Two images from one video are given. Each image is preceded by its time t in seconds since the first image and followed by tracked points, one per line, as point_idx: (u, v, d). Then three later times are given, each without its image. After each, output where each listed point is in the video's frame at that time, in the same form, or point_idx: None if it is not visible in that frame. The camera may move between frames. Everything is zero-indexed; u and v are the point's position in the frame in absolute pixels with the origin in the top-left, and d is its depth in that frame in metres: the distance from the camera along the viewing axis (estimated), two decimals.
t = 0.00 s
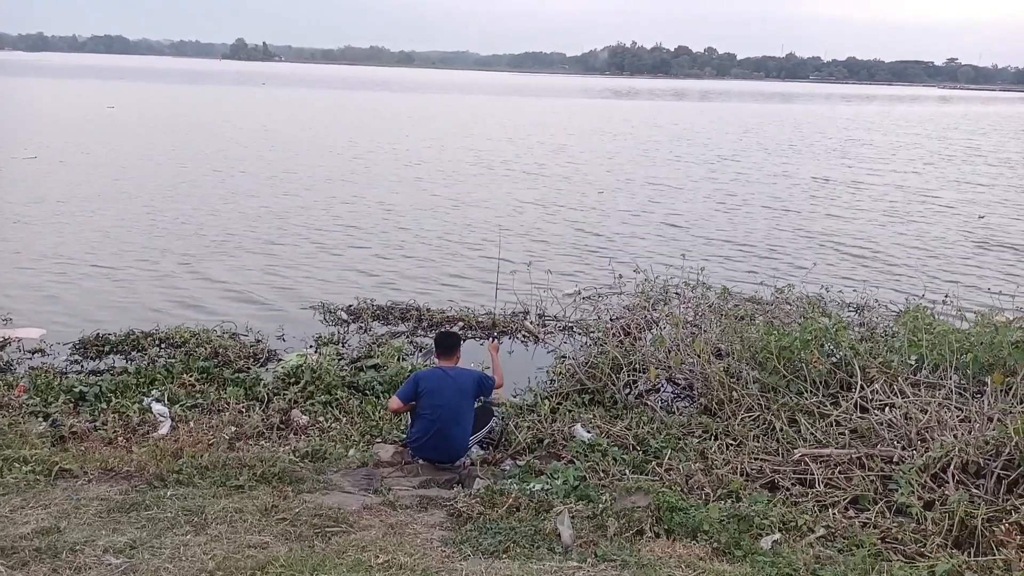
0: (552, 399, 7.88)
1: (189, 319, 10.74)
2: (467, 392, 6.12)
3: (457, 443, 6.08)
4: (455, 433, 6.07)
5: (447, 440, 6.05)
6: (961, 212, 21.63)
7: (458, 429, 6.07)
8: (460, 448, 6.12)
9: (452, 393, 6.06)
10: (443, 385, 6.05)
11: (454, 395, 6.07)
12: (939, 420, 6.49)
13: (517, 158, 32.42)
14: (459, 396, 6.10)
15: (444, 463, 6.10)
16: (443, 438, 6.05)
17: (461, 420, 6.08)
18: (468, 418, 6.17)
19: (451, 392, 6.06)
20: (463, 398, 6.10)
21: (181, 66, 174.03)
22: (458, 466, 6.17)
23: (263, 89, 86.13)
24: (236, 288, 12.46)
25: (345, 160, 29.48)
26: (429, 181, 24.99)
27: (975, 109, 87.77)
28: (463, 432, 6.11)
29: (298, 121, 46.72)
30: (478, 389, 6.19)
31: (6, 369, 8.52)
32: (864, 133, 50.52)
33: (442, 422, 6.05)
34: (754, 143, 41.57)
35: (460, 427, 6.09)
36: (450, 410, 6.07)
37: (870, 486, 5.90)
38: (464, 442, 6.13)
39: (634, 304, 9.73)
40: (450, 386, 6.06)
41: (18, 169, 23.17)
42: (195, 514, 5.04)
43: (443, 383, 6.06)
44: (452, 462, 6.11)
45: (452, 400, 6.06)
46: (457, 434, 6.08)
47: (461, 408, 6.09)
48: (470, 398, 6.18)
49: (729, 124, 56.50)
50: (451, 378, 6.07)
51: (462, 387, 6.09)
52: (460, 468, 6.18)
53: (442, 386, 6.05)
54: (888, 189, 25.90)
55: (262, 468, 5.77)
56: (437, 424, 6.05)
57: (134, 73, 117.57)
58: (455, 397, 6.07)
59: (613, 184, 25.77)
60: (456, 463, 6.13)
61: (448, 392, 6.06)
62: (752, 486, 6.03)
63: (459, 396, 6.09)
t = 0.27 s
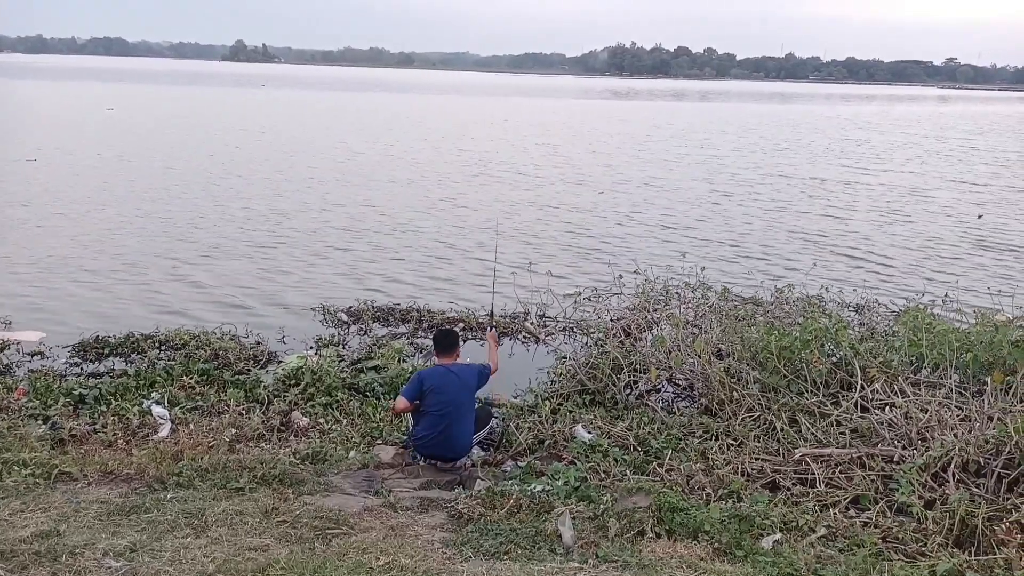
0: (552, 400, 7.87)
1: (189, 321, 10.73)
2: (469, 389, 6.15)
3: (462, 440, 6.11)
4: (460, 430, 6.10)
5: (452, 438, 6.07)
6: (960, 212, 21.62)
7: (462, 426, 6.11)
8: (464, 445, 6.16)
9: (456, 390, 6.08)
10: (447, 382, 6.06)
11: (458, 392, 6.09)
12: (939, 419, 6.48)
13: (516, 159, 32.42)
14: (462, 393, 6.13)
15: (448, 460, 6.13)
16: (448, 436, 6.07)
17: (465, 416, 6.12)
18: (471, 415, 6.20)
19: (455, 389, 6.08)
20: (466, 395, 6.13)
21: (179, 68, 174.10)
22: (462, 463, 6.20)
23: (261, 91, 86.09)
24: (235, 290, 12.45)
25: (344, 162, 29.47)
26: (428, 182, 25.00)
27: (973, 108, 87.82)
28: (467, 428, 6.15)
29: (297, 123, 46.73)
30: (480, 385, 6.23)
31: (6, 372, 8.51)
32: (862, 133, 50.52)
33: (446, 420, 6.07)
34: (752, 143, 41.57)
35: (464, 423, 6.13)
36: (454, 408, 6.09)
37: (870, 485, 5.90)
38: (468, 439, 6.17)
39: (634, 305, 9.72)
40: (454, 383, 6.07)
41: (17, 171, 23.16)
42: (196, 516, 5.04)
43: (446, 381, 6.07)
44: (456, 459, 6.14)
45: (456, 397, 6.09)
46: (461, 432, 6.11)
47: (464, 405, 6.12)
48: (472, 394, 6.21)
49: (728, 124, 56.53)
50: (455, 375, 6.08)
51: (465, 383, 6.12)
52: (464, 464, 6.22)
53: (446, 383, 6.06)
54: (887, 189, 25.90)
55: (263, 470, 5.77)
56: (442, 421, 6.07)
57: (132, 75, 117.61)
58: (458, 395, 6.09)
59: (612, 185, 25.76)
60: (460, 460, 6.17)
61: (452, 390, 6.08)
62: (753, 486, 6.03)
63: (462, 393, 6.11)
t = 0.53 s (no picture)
0: (554, 401, 7.86)
1: (191, 326, 10.73)
2: (472, 389, 6.16)
3: (466, 440, 6.11)
4: (464, 431, 6.10)
5: (456, 438, 6.07)
6: (963, 209, 21.59)
7: (466, 426, 6.11)
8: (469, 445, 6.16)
9: (459, 391, 6.08)
10: (449, 383, 6.06)
11: (460, 393, 6.09)
12: (944, 417, 6.46)
13: (517, 161, 32.44)
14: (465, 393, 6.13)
15: (453, 461, 6.13)
16: (452, 437, 6.06)
17: (469, 416, 6.13)
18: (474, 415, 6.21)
19: (458, 390, 6.08)
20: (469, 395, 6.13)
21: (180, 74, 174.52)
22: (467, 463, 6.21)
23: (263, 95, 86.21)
24: (237, 295, 12.46)
25: (346, 165, 29.50)
26: (429, 185, 25.02)
27: (974, 105, 87.74)
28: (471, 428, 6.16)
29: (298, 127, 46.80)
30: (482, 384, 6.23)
31: (9, 379, 8.51)
32: (863, 131, 50.46)
33: (450, 421, 6.07)
34: (753, 143, 41.56)
35: (467, 424, 6.13)
36: (457, 408, 6.09)
37: (875, 485, 5.88)
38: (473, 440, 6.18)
39: (636, 306, 9.71)
40: (457, 383, 6.07)
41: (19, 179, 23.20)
42: (199, 521, 5.03)
43: (450, 382, 6.06)
44: (461, 459, 6.15)
45: (459, 397, 6.09)
46: (466, 432, 6.11)
47: (467, 404, 6.12)
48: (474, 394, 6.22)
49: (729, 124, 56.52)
50: (457, 376, 6.08)
51: (467, 383, 6.12)
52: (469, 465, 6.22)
53: (449, 384, 6.06)
54: (888, 187, 25.87)
55: (266, 475, 5.76)
56: (446, 422, 6.06)
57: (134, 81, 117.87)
58: (461, 395, 6.10)
59: (613, 186, 25.76)
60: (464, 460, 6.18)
61: (455, 390, 6.08)
62: (757, 486, 6.01)
63: (465, 393, 6.11)
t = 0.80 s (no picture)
0: (556, 406, 7.85)
1: (191, 333, 10.72)
2: (473, 394, 6.14)
3: (467, 445, 6.10)
4: (465, 436, 6.09)
5: (458, 444, 6.06)
6: (962, 212, 21.59)
7: (467, 431, 6.10)
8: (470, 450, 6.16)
9: (460, 397, 6.05)
10: (450, 390, 6.03)
11: (461, 399, 6.06)
12: (945, 420, 6.45)
13: (516, 166, 32.47)
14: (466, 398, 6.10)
15: (454, 466, 6.12)
16: (454, 442, 6.05)
17: (469, 421, 6.11)
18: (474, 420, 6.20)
19: (459, 397, 6.05)
20: (469, 400, 6.11)
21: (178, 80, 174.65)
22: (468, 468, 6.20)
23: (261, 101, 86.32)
24: (237, 301, 12.45)
25: (345, 170, 29.51)
26: (428, 190, 25.04)
27: (972, 108, 87.89)
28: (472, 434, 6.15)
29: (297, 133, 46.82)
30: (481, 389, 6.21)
31: (8, 387, 8.50)
32: (861, 134, 50.51)
33: (452, 427, 6.04)
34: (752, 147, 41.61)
35: (468, 429, 6.12)
36: (458, 414, 6.07)
37: (877, 488, 5.88)
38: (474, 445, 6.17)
39: (637, 310, 9.70)
40: (458, 390, 6.04)
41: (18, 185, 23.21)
42: (200, 528, 5.02)
43: (451, 388, 6.03)
44: (462, 464, 6.14)
45: (460, 403, 6.06)
46: (467, 437, 6.10)
47: (468, 409, 6.10)
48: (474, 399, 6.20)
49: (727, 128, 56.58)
50: (457, 382, 6.05)
51: (467, 389, 6.09)
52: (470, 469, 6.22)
53: (450, 390, 6.03)
54: (887, 190, 25.90)
55: (267, 481, 5.74)
56: (447, 429, 6.04)
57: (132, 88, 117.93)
58: (462, 401, 6.07)
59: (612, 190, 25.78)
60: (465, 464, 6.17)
61: (456, 396, 6.05)
62: (760, 490, 6.00)
63: (465, 399, 6.09)
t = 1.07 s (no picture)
0: (555, 410, 7.85)
1: (189, 337, 10.71)
2: (470, 401, 6.14)
3: (465, 452, 6.09)
4: (462, 443, 6.09)
5: (455, 451, 6.06)
6: (959, 217, 21.62)
7: (464, 438, 6.10)
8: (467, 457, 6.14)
9: (456, 404, 6.07)
10: (447, 396, 6.05)
11: (458, 405, 6.08)
12: (943, 423, 6.45)
13: (514, 170, 32.51)
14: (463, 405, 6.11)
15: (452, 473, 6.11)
16: (451, 449, 6.05)
17: (467, 428, 6.11)
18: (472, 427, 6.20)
19: (456, 403, 6.07)
20: (467, 407, 6.11)
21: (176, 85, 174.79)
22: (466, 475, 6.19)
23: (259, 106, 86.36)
24: (235, 305, 12.44)
25: (343, 175, 29.52)
26: (426, 195, 25.05)
27: (969, 112, 88.06)
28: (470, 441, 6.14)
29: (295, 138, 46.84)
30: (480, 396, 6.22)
31: (6, 392, 8.49)
32: (859, 139, 50.61)
33: (448, 434, 6.05)
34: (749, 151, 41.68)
35: (466, 436, 6.12)
36: (455, 421, 6.08)
37: (875, 492, 5.88)
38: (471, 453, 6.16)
39: (635, 314, 9.71)
40: (455, 396, 6.06)
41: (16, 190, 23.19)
42: (198, 534, 5.01)
43: (447, 395, 6.05)
44: (460, 471, 6.12)
45: (457, 410, 6.07)
46: (464, 445, 6.10)
47: (465, 416, 6.10)
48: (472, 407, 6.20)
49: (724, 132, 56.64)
50: (455, 388, 6.06)
51: (465, 396, 6.10)
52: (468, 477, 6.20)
53: (446, 396, 6.04)
54: (885, 195, 25.93)
55: (265, 486, 5.74)
56: (444, 435, 6.05)
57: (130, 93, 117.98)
58: (460, 408, 6.08)
59: (610, 194, 25.81)
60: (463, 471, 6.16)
61: (453, 403, 6.06)
62: (758, 494, 6.00)
63: (462, 405, 6.09)
